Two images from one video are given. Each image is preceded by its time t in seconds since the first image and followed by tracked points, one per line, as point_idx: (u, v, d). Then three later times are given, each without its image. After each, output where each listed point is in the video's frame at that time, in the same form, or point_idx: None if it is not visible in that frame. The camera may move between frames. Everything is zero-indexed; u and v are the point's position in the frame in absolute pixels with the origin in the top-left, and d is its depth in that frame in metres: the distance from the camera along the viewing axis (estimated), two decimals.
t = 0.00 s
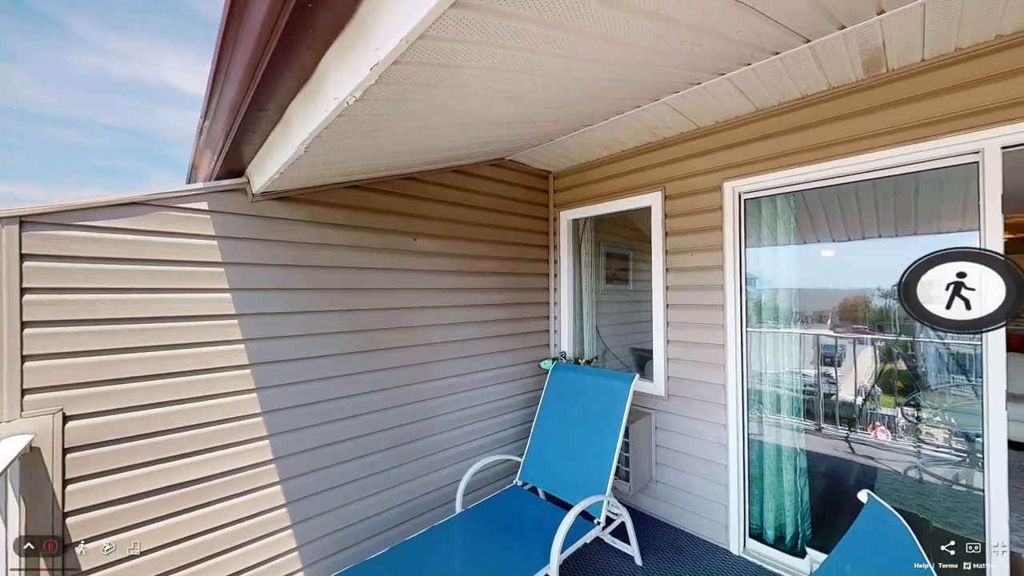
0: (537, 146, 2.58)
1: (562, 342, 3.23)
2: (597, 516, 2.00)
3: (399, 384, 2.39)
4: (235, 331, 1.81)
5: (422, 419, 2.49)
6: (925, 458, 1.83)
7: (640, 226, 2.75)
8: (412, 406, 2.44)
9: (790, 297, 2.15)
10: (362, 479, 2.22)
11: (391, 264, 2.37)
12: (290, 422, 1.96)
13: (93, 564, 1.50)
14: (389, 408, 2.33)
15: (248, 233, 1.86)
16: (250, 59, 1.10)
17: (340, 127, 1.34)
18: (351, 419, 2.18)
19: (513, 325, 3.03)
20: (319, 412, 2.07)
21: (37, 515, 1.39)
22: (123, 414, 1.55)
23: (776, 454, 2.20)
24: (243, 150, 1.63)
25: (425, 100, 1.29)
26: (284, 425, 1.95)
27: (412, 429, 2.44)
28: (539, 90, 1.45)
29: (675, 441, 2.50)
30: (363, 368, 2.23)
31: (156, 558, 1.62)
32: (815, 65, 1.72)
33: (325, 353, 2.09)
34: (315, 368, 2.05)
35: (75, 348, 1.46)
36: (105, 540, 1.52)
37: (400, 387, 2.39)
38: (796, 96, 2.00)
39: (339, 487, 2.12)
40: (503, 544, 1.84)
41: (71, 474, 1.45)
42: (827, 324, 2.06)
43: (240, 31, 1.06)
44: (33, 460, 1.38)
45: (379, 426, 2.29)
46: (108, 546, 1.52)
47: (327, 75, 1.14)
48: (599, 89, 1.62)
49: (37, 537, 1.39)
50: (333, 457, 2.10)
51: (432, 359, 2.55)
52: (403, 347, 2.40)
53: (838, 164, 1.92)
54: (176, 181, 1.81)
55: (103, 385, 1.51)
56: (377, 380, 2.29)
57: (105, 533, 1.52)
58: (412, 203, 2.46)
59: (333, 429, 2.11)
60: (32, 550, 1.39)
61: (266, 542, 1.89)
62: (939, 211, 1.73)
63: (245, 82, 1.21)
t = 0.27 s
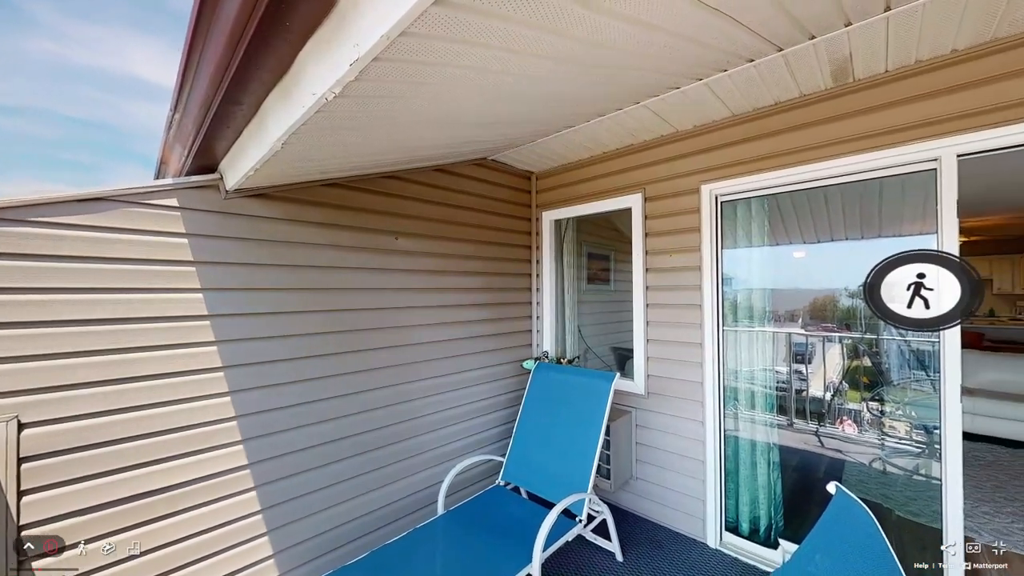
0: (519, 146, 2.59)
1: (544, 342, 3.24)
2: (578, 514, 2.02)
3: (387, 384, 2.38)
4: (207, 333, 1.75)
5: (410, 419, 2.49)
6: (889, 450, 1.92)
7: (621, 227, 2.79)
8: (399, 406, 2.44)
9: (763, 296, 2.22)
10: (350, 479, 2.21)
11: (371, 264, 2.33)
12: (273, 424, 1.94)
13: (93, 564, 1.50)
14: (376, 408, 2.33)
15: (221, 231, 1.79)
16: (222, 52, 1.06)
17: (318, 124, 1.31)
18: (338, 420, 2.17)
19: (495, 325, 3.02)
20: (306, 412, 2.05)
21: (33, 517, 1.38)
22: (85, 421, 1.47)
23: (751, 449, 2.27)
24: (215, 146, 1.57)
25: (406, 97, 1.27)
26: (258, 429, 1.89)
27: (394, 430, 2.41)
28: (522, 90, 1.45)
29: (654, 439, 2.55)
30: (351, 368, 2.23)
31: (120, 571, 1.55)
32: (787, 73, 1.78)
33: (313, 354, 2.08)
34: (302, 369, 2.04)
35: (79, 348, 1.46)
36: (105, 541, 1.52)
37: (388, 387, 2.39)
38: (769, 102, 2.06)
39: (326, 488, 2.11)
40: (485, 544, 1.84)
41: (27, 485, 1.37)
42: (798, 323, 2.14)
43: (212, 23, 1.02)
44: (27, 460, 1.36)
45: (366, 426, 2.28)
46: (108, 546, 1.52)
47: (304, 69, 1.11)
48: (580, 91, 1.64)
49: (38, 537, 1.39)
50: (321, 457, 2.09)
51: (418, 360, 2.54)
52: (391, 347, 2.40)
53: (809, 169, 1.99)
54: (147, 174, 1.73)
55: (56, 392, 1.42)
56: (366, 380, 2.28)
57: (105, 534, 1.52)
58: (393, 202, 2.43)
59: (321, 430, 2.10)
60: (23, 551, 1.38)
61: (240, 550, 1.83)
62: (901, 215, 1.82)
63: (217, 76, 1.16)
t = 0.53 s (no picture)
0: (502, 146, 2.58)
1: (527, 342, 3.25)
2: (560, 512, 2.04)
3: (376, 384, 2.38)
4: (176, 335, 1.68)
5: (398, 419, 2.48)
6: (855, 443, 2.03)
7: (603, 228, 2.82)
8: (388, 406, 2.43)
9: (739, 296, 2.29)
10: (340, 479, 2.21)
11: (351, 263, 2.28)
12: (261, 425, 1.91)
13: (94, 564, 1.50)
14: (365, 408, 2.32)
15: (192, 229, 1.72)
16: (193, 43, 1.02)
17: (295, 119, 1.27)
18: (328, 420, 2.16)
19: (478, 325, 3.00)
20: (295, 412, 2.04)
21: (33, 518, 1.38)
22: (84, 420, 1.47)
23: (727, 445, 2.33)
24: (186, 140, 1.50)
25: (387, 94, 1.25)
26: (232, 434, 1.82)
27: (378, 432, 2.38)
28: (505, 90, 1.45)
29: (635, 436, 2.59)
30: (341, 368, 2.22)
31: None
32: (762, 80, 1.84)
33: (303, 354, 2.06)
34: (293, 369, 2.03)
35: (80, 348, 1.46)
36: (105, 541, 1.52)
37: (376, 387, 2.38)
38: (745, 107, 2.12)
39: (315, 488, 2.10)
40: (467, 545, 1.83)
41: None
42: (772, 322, 2.22)
43: (181, 11, 0.98)
44: (26, 462, 1.36)
45: (354, 426, 2.27)
46: (108, 546, 1.52)
47: (281, 63, 1.08)
48: (562, 92, 1.65)
49: (38, 537, 1.39)
50: (311, 458, 2.08)
51: (406, 360, 2.53)
52: (380, 347, 2.39)
53: (783, 173, 2.05)
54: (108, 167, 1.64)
55: (29, 395, 1.37)
56: (355, 380, 2.28)
57: (105, 534, 1.52)
58: (375, 201, 2.39)
59: (313, 430, 2.10)
60: (22, 552, 1.38)
61: (211, 560, 1.77)
62: (867, 218, 1.90)
63: (187, 67, 1.11)
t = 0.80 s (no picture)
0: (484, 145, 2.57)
1: (509, 342, 3.25)
2: (543, 511, 2.04)
3: (365, 384, 2.37)
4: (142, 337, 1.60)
5: (385, 419, 2.47)
6: (824, 436, 2.12)
7: (585, 229, 2.85)
8: (376, 406, 2.42)
9: (716, 296, 2.35)
10: (329, 479, 2.20)
11: (330, 263, 2.22)
12: (254, 425, 1.90)
13: (93, 565, 1.49)
14: (354, 408, 2.31)
15: (160, 226, 1.65)
16: (160, 31, 0.97)
17: (270, 114, 1.23)
18: (317, 420, 2.15)
19: (460, 325, 2.98)
20: (285, 412, 2.02)
21: (7, 525, 1.33)
22: (84, 420, 1.46)
23: (705, 441, 2.39)
24: (153, 133, 1.43)
25: (367, 90, 1.22)
26: (203, 440, 1.75)
27: (365, 433, 2.35)
28: (488, 89, 1.44)
29: (616, 434, 2.63)
30: (329, 368, 2.20)
31: None
32: (738, 86, 1.89)
33: (292, 354, 2.05)
34: (283, 369, 2.01)
35: (57, 349, 1.42)
36: (105, 540, 1.51)
37: (365, 387, 2.37)
38: (721, 112, 2.17)
39: (305, 489, 2.09)
40: (452, 545, 1.82)
41: None
42: (746, 321, 2.29)
43: None
44: (26, 462, 1.36)
45: (343, 426, 2.25)
46: (108, 546, 1.52)
47: (255, 55, 1.04)
48: (544, 93, 1.65)
49: (38, 537, 1.38)
50: (301, 458, 2.07)
51: (393, 360, 2.52)
52: (367, 347, 2.38)
53: (758, 176, 2.12)
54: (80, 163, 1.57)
55: None
56: (344, 380, 2.27)
57: (105, 534, 1.51)
58: (355, 199, 2.34)
59: (303, 429, 2.09)
60: (22, 552, 1.37)
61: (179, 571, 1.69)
62: (836, 220, 1.98)
63: (154, 56, 1.06)
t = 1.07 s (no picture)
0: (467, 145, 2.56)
1: (492, 342, 3.24)
2: (524, 510, 2.05)
3: (353, 384, 2.38)
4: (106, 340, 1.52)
5: (372, 418, 2.48)
6: (795, 431, 2.19)
7: (566, 229, 2.87)
8: (362, 406, 2.42)
9: (694, 296, 2.41)
10: (318, 479, 2.21)
11: (308, 262, 2.17)
12: (245, 425, 1.90)
13: (93, 564, 1.49)
14: (341, 408, 2.31)
15: (126, 224, 1.58)
16: (125, 19, 0.92)
17: (245, 108, 1.19)
18: (307, 420, 2.15)
19: (442, 326, 2.95)
20: (275, 413, 2.02)
21: None
22: (61, 425, 1.42)
23: (683, 437, 2.44)
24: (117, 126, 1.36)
25: (346, 86, 1.20)
26: (173, 446, 1.68)
27: (352, 432, 2.37)
28: (471, 87, 1.43)
29: (597, 433, 2.66)
30: (317, 368, 2.21)
31: None
32: (714, 91, 1.94)
33: (280, 354, 2.04)
34: (273, 369, 2.01)
35: (11, 353, 1.33)
36: (105, 540, 1.52)
37: (352, 387, 2.37)
38: (699, 116, 2.22)
39: (296, 488, 2.10)
40: (433, 547, 1.81)
41: None
42: (723, 320, 2.35)
43: None
44: (27, 462, 1.36)
45: (332, 426, 2.26)
46: (108, 546, 1.53)
47: (229, 47, 1.00)
48: (527, 93, 1.66)
49: (38, 537, 1.39)
50: (292, 458, 2.08)
51: (379, 360, 2.52)
52: (354, 347, 2.39)
53: (734, 179, 2.18)
54: (38, 155, 1.47)
55: None
56: (331, 380, 2.27)
57: (105, 533, 1.52)
58: (335, 197, 2.30)
59: (293, 429, 2.10)
60: (22, 552, 1.37)
61: None
62: (806, 223, 2.05)
63: (118, 46, 1.01)
